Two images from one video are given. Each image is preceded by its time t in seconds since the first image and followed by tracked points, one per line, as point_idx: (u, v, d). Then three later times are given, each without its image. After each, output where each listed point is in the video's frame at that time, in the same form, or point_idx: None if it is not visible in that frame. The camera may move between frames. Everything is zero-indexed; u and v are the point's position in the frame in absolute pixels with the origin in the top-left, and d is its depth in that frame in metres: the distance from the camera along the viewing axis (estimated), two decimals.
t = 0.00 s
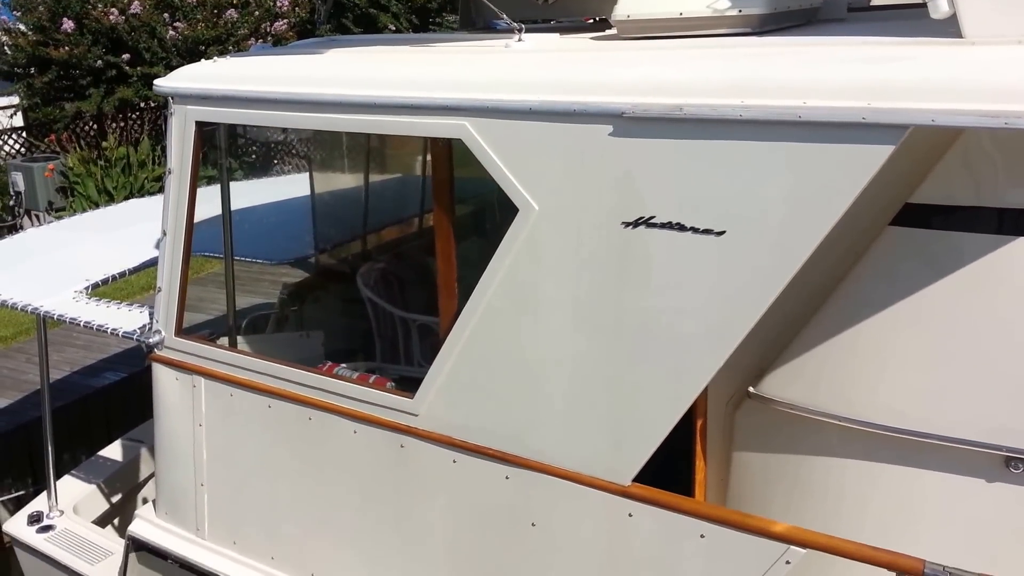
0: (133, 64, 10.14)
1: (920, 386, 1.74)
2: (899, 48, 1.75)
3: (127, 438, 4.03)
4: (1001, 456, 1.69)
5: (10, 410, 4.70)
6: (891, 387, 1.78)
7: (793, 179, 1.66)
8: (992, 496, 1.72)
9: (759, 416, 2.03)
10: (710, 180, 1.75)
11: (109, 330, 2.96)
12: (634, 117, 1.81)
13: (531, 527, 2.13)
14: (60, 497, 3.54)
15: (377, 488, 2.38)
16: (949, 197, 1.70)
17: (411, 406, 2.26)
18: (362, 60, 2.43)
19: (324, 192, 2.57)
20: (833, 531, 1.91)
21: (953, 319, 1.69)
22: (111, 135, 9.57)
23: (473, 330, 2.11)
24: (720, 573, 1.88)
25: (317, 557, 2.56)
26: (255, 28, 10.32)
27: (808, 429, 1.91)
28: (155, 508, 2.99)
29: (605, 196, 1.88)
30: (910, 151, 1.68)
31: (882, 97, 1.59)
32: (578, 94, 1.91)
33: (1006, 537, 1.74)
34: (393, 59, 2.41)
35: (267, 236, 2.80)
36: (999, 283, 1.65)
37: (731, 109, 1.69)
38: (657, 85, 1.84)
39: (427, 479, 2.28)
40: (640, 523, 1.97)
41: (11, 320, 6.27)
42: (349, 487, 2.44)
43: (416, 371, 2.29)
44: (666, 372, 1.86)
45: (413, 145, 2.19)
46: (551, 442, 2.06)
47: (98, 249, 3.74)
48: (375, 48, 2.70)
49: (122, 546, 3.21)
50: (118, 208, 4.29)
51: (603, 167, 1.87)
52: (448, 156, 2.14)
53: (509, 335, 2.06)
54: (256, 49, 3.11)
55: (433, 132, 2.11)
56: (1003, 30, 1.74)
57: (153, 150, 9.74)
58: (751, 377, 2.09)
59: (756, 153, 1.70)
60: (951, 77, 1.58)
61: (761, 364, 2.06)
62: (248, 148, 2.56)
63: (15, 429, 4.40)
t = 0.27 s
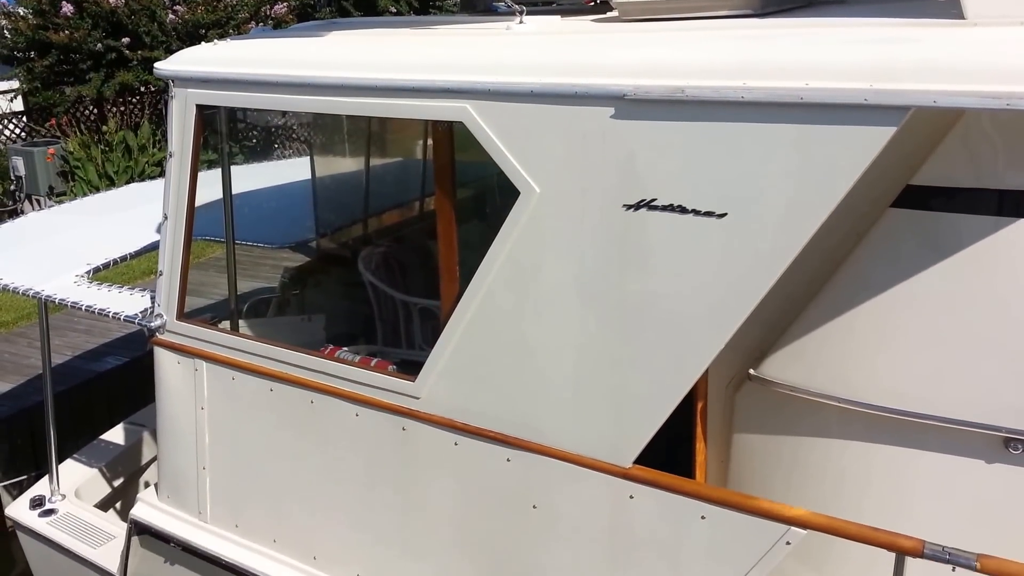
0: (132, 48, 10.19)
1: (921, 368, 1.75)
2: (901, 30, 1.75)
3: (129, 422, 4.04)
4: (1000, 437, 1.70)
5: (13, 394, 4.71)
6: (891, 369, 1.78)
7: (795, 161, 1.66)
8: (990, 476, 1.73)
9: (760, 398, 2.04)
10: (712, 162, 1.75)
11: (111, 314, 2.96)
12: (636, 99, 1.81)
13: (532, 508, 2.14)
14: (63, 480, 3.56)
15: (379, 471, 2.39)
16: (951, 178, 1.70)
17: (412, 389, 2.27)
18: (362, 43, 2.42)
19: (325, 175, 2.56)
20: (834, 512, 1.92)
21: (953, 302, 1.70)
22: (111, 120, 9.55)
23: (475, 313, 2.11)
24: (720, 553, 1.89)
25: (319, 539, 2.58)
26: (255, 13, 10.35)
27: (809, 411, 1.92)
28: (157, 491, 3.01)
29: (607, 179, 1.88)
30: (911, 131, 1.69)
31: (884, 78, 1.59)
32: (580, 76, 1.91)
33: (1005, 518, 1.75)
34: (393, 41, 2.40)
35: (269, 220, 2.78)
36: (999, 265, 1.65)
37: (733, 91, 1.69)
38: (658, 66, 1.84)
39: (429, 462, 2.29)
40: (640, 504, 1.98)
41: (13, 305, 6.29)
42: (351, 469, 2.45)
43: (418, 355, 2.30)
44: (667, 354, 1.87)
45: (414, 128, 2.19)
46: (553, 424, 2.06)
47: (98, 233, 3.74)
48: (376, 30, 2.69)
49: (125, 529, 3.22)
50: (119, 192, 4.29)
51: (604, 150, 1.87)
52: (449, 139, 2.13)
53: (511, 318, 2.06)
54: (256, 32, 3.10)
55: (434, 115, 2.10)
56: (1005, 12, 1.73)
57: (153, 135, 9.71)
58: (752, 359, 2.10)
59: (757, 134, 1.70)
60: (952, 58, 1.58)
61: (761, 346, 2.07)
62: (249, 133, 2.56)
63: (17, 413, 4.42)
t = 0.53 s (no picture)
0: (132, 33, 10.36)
1: (921, 351, 1.75)
2: (904, 11, 1.74)
3: (131, 406, 4.06)
4: (1000, 419, 1.71)
5: (14, 378, 4.72)
6: (892, 352, 1.78)
7: (796, 143, 1.66)
8: (990, 458, 1.74)
9: (760, 381, 2.04)
10: (713, 145, 1.74)
11: (112, 298, 2.97)
12: (637, 81, 1.80)
13: (533, 491, 2.15)
14: (66, 464, 3.58)
15: (381, 453, 2.40)
16: (952, 160, 1.69)
17: (414, 372, 2.28)
18: (362, 25, 2.41)
19: (325, 159, 2.58)
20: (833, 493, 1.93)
21: (954, 285, 1.70)
22: (110, 105, 9.52)
23: (476, 296, 2.12)
24: (720, 534, 1.91)
25: (321, 521, 2.59)
26: None
27: (809, 393, 1.93)
28: (160, 474, 3.02)
29: (608, 161, 1.88)
30: (912, 112, 1.69)
31: (887, 59, 1.58)
32: (581, 58, 1.90)
33: (1003, 499, 1.76)
34: (393, 23, 2.39)
35: (271, 205, 2.79)
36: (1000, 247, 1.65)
37: (734, 72, 1.69)
38: (661, 49, 1.83)
39: (431, 445, 2.30)
40: (641, 486, 1.99)
41: (14, 289, 6.28)
42: (353, 452, 2.46)
43: (418, 339, 2.30)
44: (668, 336, 1.87)
45: (416, 112, 2.18)
46: (554, 407, 2.07)
47: (99, 217, 3.74)
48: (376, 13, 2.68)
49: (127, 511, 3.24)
50: (118, 177, 4.28)
51: (605, 133, 1.87)
52: (451, 122, 2.12)
53: (512, 302, 2.07)
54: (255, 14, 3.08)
55: (434, 98, 2.10)
56: None
57: (153, 120, 9.69)
58: (752, 342, 2.10)
59: (759, 117, 1.69)
60: (955, 39, 1.57)
61: (762, 329, 2.07)
62: (250, 117, 2.56)
63: (19, 397, 4.43)
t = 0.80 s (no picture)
0: (131, 19, 10.40)
1: (920, 336, 1.75)
2: None
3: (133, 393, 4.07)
4: (998, 403, 1.72)
5: (16, 365, 4.73)
6: (891, 338, 1.79)
7: (797, 128, 1.66)
8: (988, 441, 1.75)
9: (760, 367, 2.05)
10: (714, 130, 1.74)
11: (113, 285, 2.97)
12: (638, 66, 1.80)
13: (534, 476, 2.16)
14: (68, 451, 3.59)
15: (382, 439, 2.41)
16: (953, 145, 1.69)
17: (415, 359, 2.29)
18: (361, 10, 2.40)
19: (325, 146, 2.58)
20: (833, 478, 1.94)
21: (954, 270, 1.70)
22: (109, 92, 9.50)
23: (477, 282, 2.12)
24: (720, 519, 1.92)
25: (323, 506, 2.60)
26: None
27: (808, 379, 1.93)
28: (162, 461, 3.03)
29: (609, 147, 1.88)
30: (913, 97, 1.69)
31: (889, 43, 1.58)
32: (581, 43, 1.90)
33: (1001, 482, 1.77)
34: (393, 8, 2.39)
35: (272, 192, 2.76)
36: (1000, 231, 1.66)
37: (736, 57, 1.68)
38: (661, 34, 1.83)
39: (432, 431, 2.31)
40: (641, 471, 2.00)
41: (14, 277, 6.28)
42: (354, 438, 2.47)
43: (418, 326, 2.31)
44: (668, 322, 1.88)
45: (415, 99, 2.18)
46: (555, 393, 2.08)
47: (99, 205, 3.73)
48: None
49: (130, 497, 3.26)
50: (118, 164, 4.27)
51: (606, 118, 1.87)
52: (451, 109, 2.12)
53: (513, 288, 2.07)
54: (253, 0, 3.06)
55: (435, 84, 2.09)
56: None
57: (152, 107, 9.67)
58: (752, 328, 2.10)
59: (760, 102, 1.69)
60: (957, 24, 1.57)
61: (762, 315, 2.08)
62: (249, 103, 2.55)
63: (21, 384, 4.44)
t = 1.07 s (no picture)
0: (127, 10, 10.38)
1: (917, 324, 1.76)
2: None
3: (132, 384, 4.07)
4: (994, 390, 1.73)
5: (14, 357, 4.73)
6: (888, 326, 1.80)
7: (795, 117, 1.66)
8: (983, 428, 1.76)
9: (757, 356, 2.06)
10: (712, 119, 1.75)
11: (111, 277, 2.97)
12: (636, 55, 1.80)
13: (532, 465, 2.17)
14: (67, 442, 3.59)
15: (381, 429, 2.42)
16: (949, 132, 1.70)
17: (413, 349, 2.29)
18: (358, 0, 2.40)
19: (322, 137, 2.56)
20: (829, 465, 1.95)
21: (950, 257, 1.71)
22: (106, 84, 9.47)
23: (475, 273, 2.12)
24: (718, 506, 1.93)
25: (322, 496, 2.61)
26: None
27: (805, 367, 1.94)
28: (161, 452, 3.04)
29: (607, 136, 1.88)
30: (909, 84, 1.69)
31: (886, 32, 1.58)
32: (579, 33, 1.89)
33: (997, 468, 1.78)
34: None
35: (269, 183, 2.78)
36: (997, 219, 1.66)
37: (734, 46, 1.68)
38: (659, 23, 1.83)
39: (430, 420, 2.32)
40: (639, 460, 2.01)
41: (12, 269, 6.27)
42: (353, 428, 2.48)
43: (417, 316, 2.30)
44: (666, 311, 1.88)
45: (413, 89, 2.17)
46: (552, 382, 2.09)
47: (96, 196, 3.73)
48: None
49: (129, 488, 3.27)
50: (115, 155, 4.27)
51: (604, 108, 1.87)
52: (448, 98, 2.12)
53: (510, 278, 2.08)
54: None
55: (432, 73, 2.09)
56: None
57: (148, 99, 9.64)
58: (750, 317, 2.11)
59: (757, 91, 1.69)
60: (954, 12, 1.57)
61: (759, 304, 2.08)
62: (246, 95, 2.56)
63: (19, 376, 4.44)
